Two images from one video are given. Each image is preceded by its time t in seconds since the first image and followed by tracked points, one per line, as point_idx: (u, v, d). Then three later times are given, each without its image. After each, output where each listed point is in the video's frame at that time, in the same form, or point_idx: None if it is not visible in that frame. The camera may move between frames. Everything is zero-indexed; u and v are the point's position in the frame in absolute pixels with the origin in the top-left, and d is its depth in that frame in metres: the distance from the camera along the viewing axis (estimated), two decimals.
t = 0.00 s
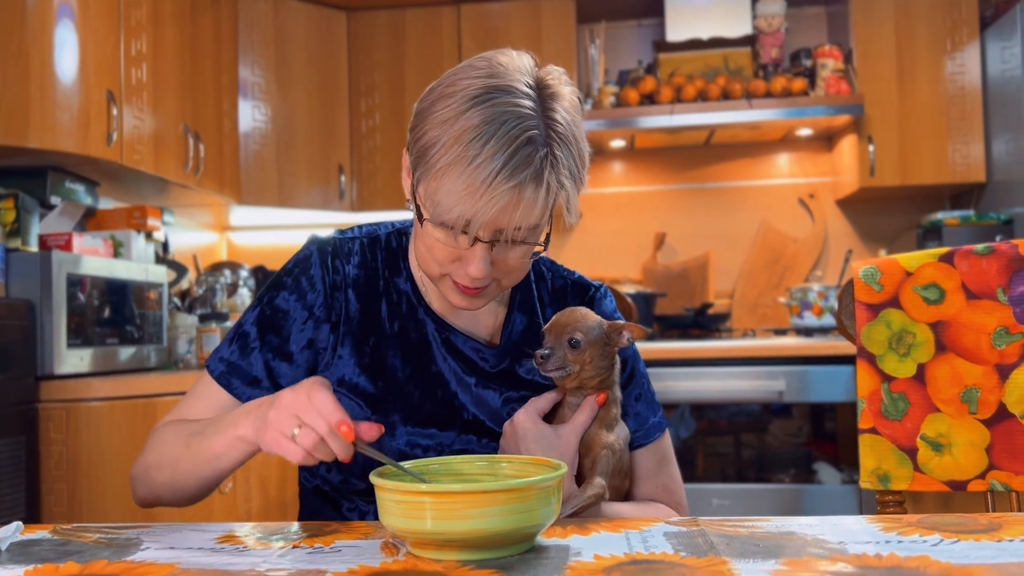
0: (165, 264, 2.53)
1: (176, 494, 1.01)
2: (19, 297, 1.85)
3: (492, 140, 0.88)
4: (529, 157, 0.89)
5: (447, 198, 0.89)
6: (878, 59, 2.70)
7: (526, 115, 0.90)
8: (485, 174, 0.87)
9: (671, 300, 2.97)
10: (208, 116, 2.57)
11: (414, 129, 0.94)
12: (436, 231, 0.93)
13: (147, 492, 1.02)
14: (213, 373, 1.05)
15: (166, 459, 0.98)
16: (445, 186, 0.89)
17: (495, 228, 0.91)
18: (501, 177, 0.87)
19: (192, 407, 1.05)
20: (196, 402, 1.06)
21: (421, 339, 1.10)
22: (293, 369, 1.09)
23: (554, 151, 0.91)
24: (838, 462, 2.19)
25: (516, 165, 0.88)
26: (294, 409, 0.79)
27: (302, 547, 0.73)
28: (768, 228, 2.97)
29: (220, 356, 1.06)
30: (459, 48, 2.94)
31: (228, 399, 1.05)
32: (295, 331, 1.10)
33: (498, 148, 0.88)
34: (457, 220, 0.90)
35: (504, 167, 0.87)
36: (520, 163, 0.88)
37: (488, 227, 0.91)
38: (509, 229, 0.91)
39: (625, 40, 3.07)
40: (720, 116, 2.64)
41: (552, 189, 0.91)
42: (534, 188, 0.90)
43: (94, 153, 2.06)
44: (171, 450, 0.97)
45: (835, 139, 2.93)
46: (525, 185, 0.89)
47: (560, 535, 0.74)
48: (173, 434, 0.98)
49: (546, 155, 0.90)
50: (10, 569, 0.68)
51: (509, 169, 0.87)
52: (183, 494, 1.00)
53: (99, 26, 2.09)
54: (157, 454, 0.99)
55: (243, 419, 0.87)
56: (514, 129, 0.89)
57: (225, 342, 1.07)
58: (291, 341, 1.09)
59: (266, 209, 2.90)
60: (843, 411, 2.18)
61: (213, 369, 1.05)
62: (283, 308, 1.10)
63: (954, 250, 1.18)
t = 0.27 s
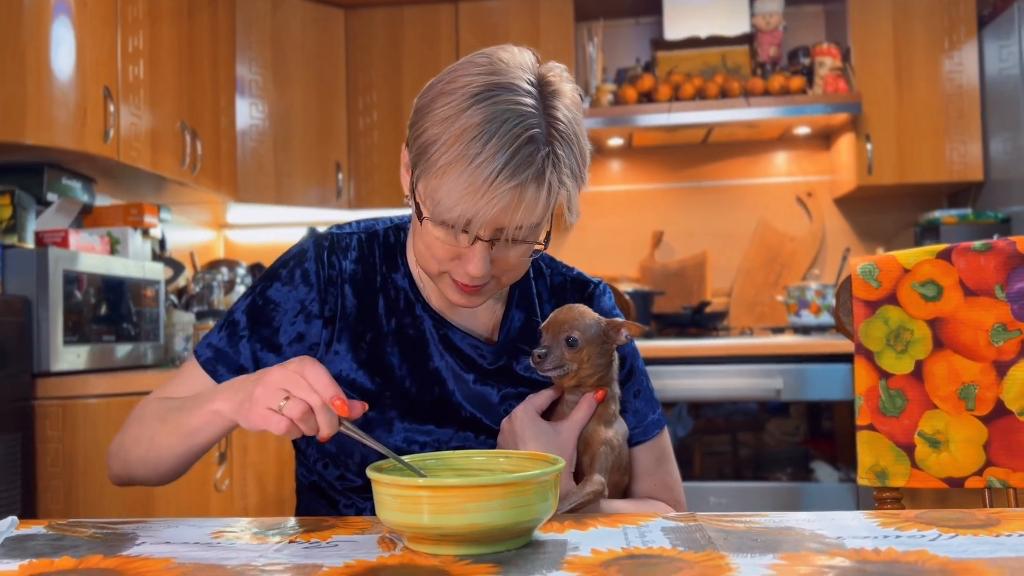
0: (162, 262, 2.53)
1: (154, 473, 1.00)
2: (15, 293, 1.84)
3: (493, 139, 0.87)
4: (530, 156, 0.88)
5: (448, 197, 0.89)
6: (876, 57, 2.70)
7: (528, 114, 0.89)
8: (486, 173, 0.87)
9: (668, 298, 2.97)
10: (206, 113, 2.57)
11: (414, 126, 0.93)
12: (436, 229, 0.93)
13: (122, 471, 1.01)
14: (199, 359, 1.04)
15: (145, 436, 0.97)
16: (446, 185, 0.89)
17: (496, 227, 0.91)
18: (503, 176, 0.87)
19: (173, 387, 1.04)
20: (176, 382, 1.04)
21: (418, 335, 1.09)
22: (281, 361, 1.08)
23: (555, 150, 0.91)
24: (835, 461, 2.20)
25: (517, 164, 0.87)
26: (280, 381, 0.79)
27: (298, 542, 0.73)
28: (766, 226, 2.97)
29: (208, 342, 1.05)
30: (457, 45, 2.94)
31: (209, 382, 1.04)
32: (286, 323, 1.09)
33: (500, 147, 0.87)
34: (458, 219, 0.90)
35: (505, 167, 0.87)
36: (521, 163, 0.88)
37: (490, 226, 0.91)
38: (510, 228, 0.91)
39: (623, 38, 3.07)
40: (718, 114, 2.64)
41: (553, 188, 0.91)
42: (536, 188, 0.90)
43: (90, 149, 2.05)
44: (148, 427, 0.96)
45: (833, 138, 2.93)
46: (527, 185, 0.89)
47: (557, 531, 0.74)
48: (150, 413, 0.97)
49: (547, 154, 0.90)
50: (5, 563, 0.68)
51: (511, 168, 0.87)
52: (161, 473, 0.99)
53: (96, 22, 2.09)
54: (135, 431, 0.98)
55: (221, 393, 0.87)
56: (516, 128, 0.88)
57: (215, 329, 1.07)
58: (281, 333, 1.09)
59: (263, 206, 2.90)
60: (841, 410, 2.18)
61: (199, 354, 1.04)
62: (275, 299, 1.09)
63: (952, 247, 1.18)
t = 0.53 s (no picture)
0: (157, 256, 2.51)
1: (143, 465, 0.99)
2: (7, 287, 1.82)
3: (491, 125, 0.86)
4: (529, 142, 0.88)
5: (446, 184, 0.88)
6: (874, 53, 2.70)
7: (526, 99, 0.89)
8: (485, 160, 0.86)
9: (665, 295, 2.97)
10: (201, 107, 2.55)
11: (410, 114, 0.92)
12: (433, 218, 0.92)
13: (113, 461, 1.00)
14: (191, 349, 1.04)
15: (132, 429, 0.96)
16: (444, 172, 0.88)
17: (495, 215, 0.90)
18: (502, 163, 0.86)
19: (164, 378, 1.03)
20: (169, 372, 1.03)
21: (412, 325, 1.08)
22: (273, 352, 1.08)
23: (554, 136, 0.90)
24: (832, 458, 2.16)
25: (516, 151, 0.87)
26: (267, 390, 0.78)
27: (292, 531, 0.72)
28: (762, 223, 2.96)
29: (199, 333, 1.04)
30: (453, 41, 2.93)
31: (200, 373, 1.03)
32: (278, 313, 1.08)
33: (498, 133, 0.86)
34: (457, 207, 0.89)
35: (504, 153, 0.86)
36: (520, 149, 0.87)
37: (489, 214, 0.90)
38: (510, 216, 0.90)
39: (620, 34, 3.06)
40: (715, 109, 2.63)
41: (552, 175, 0.90)
42: (535, 174, 0.89)
43: (84, 142, 2.04)
44: (137, 421, 0.95)
45: (830, 134, 2.93)
46: (526, 171, 0.88)
47: (555, 520, 0.73)
48: (140, 406, 0.97)
49: (546, 140, 0.89)
50: None
51: (510, 155, 0.86)
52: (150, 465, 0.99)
53: (90, 15, 2.07)
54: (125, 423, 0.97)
55: (209, 393, 0.85)
56: (514, 114, 0.87)
57: (206, 320, 1.06)
58: (273, 323, 1.08)
59: (259, 201, 2.88)
60: (837, 406, 2.17)
61: (190, 345, 1.04)
62: (267, 289, 1.09)
63: (951, 239, 1.17)
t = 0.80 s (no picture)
0: (150, 254, 2.50)
1: (132, 467, 0.98)
2: None
3: (487, 119, 0.86)
4: (526, 137, 0.87)
5: (442, 180, 0.87)
6: (870, 51, 2.70)
7: (522, 93, 0.88)
8: (481, 155, 0.85)
9: (661, 292, 2.96)
10: (194, 104, 2.53)
11: (404, 108, 0.91)
12: (429, 214, 0.91)
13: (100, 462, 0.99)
14: (180, 348, 1.02)
15: (122, 435, 0.94)
16: (440, 167, 0.87)
17: (492, 211, 0.89)
18: (498, 158, 0.85)
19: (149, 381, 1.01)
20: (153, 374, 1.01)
21: (406, 322, 1.07)
22: (265, 350, 1.06)
23: (551, 130, 0.89)
24: (827, 455, 2.16)
25: (513, 146, 0.86)
26: (266, 417, 0.76)
27: (287, 531, 0.71)
28: (758, 220, 2.96)
29: (189, 330, 1.03)
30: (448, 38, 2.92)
31: (192, 373, 1.01)
32: (270, 311, 1.06)
33: (495, 128, 0.85)
34: (453, 203, 0.88)
35: (501, 148, 0.85)
36: (518, 143, 0.86)
37: (486, 210, 0.89)
38: (507, 211, 0.90)
39: (615, 31, 3.05)
40: (712, 106, 2.63)
41: (549, 170, 0.89)
42: (533, 169, 0.88)
43: (76, 138, 2.02)
44: (126, 425, 0.94)
45: (825, 131, 2.92)
46: (523, 166, 0.87)
47: (554, 519, 0.72)
48: (129, 408, 0.95)
49: (543, 134, 0.88)
50: None
51: (507, 150, 0.85)
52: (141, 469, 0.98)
53: (82, 10, 2.05)
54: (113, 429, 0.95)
55: (204, 404, 0.83)
56: (511, 108, 0.87)
57: (196, 317, 1.04)
58: (266, 321, 1.06)
59: (252, 198, 2.87)
60: (832, 404, 2.17)
61: (180, 344, 1.02)
62: (259, 286, 1.06)
63: (950, 235, 1.16)
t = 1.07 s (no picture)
0: (145, 245, 2.46)
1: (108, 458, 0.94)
2: None
3: (490, 93, 0.82)
4: (530, 112, 0.84)
5: (442, 158, 0.84)
6: (873, 37, 2.66)
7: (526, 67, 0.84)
8: (484, 130, 0.82)
9: (661, 283, 2.93)
10: (188, 92, 2.49)
11: (401, 84, 0.87)
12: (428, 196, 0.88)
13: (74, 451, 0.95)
14: (163, 332, 0.98)
15: (98, 423, 0.90)
16: (441, 144, 0.84)
17: (495, 189, 0.86)
18: (502, 133, 0.82)
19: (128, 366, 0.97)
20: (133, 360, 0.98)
21: (401, 310, 1.04)
22: (253, 338, 1.03)
23: (555, 105, 0.86)
24: (828, 446, 2.14)
25: (517, 121, 0.83)
26: (265, 404, 0.73)
27: (278, 527, 0.68)
28: (759, 210, 2.93)
29: (172, 315, 0.99)
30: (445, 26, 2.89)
31: (177, 359, 0.98)
32: (260, 296, 1.03)
33: (497, 102, 0.82)
34: (453, 181, 0.85)
35: (504, 124, 0.82)
36: (522, 118, 0.83)
37: (488, 189, 0.86)
38: (510, 190, 0.87)
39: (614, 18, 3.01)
40: (714, 94, 2.59)
41: (554, 147, 0.86)
42: (537, 145, 0.85)
43: (67, 128, 1.98)
44: (104, 412, 0.90)
45: (827, 120, 2.89)
46: (527, 143, 0.84)
47: (556, 513, 0.69)
48: (108, 392, 0.91)
49: (547, 109, 0.85)
50: None
51: (511, 125, 0.82)
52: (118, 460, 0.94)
53: None
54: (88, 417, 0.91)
55: (193, 389, 0.81)
56: (514, 82, 0.83)
57: (180, 301, 1.01)
58: (254, 306, 1.03)
59: (248, 189, 2.83)
60: (833, 395, 2.14)
61: (163, 328, 0.98)
62: (247, 270, 1.03)
63: (961, 221, 1.14)
